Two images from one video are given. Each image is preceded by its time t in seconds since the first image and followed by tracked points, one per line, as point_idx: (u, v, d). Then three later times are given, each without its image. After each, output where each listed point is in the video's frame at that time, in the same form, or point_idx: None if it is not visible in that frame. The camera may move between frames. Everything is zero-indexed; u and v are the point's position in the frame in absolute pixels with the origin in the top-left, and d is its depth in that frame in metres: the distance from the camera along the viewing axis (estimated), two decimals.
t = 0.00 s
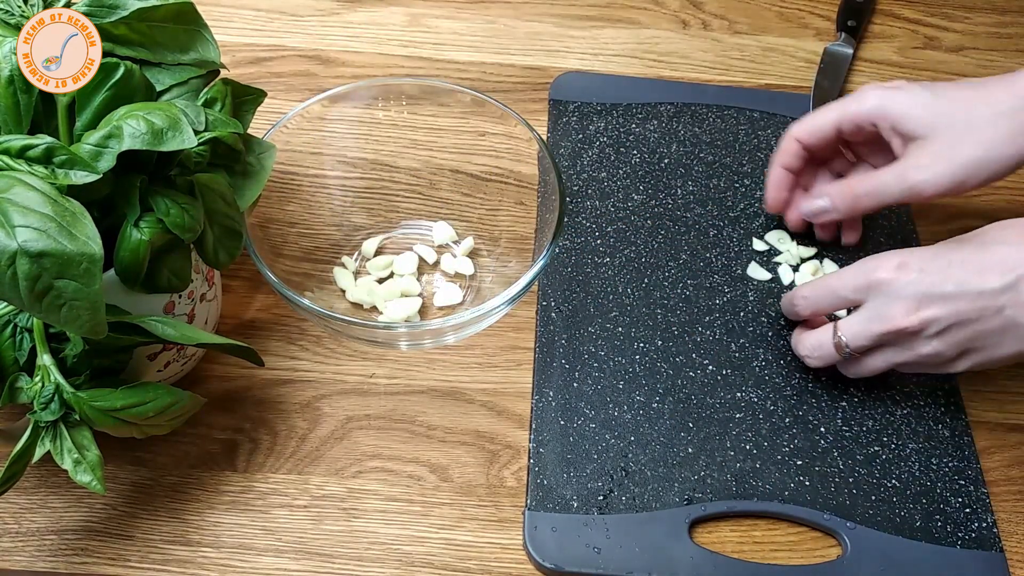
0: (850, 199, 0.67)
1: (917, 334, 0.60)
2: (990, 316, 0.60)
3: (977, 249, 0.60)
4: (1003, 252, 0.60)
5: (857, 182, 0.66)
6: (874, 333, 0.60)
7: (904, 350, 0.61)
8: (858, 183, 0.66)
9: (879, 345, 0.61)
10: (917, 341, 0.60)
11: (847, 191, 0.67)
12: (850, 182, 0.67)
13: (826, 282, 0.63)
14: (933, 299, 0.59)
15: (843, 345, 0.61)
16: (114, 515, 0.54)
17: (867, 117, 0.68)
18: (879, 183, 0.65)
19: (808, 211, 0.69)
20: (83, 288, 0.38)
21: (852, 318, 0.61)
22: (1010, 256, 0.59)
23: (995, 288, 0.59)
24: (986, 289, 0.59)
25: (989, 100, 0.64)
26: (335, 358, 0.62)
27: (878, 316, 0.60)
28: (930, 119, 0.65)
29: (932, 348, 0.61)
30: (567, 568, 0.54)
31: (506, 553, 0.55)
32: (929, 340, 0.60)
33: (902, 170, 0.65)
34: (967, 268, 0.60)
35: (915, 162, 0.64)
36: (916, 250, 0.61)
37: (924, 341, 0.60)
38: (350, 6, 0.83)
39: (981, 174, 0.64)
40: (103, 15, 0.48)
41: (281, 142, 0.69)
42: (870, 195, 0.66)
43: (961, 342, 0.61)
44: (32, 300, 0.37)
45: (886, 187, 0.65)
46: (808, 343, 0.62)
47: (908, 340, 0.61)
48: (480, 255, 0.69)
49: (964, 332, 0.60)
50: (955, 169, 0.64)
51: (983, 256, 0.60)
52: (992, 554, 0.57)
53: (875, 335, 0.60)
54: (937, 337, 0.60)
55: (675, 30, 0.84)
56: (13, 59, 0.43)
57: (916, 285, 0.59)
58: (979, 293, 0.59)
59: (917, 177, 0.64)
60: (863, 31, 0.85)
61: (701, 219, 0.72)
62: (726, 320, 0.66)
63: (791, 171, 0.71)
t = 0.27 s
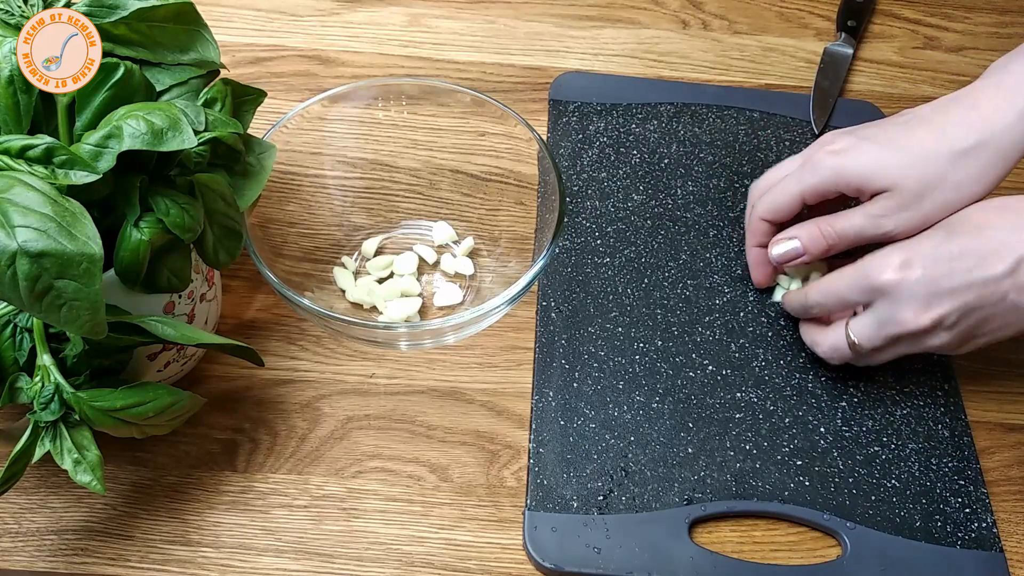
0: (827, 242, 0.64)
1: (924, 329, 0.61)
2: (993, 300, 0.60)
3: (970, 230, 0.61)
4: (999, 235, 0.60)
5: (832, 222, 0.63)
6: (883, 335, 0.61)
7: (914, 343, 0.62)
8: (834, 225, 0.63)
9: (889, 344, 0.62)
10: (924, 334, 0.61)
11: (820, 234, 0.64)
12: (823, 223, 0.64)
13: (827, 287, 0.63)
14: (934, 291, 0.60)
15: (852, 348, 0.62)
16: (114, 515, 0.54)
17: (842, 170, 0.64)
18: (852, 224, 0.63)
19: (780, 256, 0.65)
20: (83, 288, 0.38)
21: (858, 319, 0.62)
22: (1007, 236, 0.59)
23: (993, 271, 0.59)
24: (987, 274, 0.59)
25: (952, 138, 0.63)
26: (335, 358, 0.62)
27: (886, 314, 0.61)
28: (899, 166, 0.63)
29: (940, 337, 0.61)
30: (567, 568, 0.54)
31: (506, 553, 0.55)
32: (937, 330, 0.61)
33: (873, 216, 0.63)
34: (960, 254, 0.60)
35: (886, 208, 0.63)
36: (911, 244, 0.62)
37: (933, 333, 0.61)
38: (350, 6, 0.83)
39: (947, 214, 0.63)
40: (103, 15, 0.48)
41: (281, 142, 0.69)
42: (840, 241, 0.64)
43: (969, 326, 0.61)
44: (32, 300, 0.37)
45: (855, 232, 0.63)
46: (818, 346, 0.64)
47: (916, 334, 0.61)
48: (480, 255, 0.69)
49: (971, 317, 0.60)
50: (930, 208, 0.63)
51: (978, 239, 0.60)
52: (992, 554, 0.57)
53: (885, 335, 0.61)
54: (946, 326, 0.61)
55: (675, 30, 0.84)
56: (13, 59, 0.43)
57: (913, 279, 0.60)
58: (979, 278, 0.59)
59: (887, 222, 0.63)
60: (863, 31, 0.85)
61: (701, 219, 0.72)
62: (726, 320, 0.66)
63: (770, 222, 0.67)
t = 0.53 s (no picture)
0: (799, 226, 0.64)
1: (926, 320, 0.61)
2: (1002, 287, 0.59)
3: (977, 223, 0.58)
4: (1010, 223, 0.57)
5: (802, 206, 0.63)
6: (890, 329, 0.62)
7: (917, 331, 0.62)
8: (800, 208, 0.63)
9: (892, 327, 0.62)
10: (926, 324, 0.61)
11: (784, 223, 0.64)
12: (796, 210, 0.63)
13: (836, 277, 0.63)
14: (946, 283, 0.58)
15: (858, 334, 0.63)
16: (114, 515, 0.54)
17: (801, 139, 0.64)
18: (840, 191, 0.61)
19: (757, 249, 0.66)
20: (83, 287, 0.38)
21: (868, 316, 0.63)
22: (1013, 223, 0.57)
23: (1005, 266, 0.58)
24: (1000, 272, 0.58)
25: (911, 107, 0.61)
26: (335, 358, 0.62)
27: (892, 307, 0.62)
28: (854, 132, 0.62)
29: (945, 327, 0.61)
30: (567, 568, 0.54)
31: (507, 553, 0.55)
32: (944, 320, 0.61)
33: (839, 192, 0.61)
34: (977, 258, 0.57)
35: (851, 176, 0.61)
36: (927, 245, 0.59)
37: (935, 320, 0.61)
38: (350, 6, 0.83)
39: (916, 175, 0.60)
40: (103, 15, 0.48)
41: (281, 142, 0.69)
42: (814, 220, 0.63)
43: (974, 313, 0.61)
44: (32, 300, 0.37)
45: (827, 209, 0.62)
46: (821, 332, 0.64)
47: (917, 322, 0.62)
48: (480, 255, 0.69)
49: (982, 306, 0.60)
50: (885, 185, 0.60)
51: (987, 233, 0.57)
52: (992, 554, 0.57)
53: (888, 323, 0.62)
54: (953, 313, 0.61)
55: (675, 30, 0.84)
56: (13, 59, 0.43)
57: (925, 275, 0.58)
58: (989, 276, 0.58)
59: (853, 191, 0.61)
60: (863, 31, 0.85)
61: (701, 219, 0.72)
62: (726, 320, 0.66)
63: (749, 199, 0.68)
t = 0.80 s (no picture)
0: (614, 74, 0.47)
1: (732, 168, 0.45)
2: (791, 143, 0.43)
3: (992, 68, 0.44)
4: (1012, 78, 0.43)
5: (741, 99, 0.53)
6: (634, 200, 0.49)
7: (852, 177, 0.46)
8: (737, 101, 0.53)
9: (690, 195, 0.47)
10: (865, 169, 0.45)
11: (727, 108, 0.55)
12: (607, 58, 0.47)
13: (589, 122, 0.47)
14: (770, 127, 0.42)
15: (663, 197, 0.48)
16: (114, 515, 0.54)
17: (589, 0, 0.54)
18: (615, 61, 0.47)
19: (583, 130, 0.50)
20: (83, 287, 0.38)
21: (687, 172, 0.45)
22: None
23: (935, 110, 0.42)
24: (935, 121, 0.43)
25: None
26: (335, 358, 0.62)
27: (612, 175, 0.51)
28: None
29: (758, 184, 0.45)
30: (567, 568, 0.54)
31: (507, 553, 0.55)
32: (871, 175, 0.46)
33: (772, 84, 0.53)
34: (802, 96, 0.42)
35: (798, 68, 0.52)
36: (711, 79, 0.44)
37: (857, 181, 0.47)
38: (350, 6, 0.83)
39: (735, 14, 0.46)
40: (103, 15, 0.48)
41: (281, 142, 0.69)
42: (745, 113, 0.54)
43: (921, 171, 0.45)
44: (32, 300, 0.37)
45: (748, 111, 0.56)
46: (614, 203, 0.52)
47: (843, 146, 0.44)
48: (480, 255, 0.69)
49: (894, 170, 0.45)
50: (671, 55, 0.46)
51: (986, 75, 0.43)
52: (992, 554, 0.57)
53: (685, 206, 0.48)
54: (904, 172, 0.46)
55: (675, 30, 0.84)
56: (13, 59, 0.43)
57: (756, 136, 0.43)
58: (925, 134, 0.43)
59: (673, 20, 0.45)
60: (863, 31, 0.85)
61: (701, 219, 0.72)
62: (726, 320, 0.66)
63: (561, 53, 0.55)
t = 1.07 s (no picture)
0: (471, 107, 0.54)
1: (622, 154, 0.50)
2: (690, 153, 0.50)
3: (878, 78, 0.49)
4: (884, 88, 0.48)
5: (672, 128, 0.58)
6: (508, 211, 0.52)
7: (726, 173, 0.50)
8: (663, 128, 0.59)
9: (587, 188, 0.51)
10: (739, 158, 0.49)
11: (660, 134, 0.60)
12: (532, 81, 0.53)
13: (456, 158, 0.52)
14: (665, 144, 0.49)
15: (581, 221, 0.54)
16: (114, 515, 0.54)
17: None
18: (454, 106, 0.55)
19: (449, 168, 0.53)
20: (83, 287, 0.38)
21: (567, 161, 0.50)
22: (920, 88, 0.48)
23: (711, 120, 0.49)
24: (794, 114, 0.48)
25: None
26: (334, 358, 0.62)
27: (485, 194, 0.55)
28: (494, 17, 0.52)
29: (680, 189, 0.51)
30: (567, 568, 0.54)
31: (507, 553, 0.55)
32: (745, 167, 0.50)
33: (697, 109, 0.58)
34: (686, 91, 0.49)
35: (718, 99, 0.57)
36: (589, 85, 0.51)
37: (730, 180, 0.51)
38: (350, 6, 0.83)
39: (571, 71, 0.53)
40: (103, 15, 0.48)
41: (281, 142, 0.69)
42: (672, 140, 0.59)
43: (799, 167, 0.49)
44: (31, 300, 0.37)
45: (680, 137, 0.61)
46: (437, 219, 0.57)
47: (719, 138, 0.49)
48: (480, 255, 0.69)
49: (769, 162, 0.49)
50: (524, 85, 0.53)
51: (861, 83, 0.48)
52: (993, 554, 0.57)
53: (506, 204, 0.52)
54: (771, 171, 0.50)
55: (674, 30, 0.84)
56: (13, 59, 0.43)
57: (646, 126, 0.49)
58: (806, 118, 0.48)
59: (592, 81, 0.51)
60: (863, 31, 0.85)
61: (700, 219, 0.72)
62: (725, 320, 0.66)
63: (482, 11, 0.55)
